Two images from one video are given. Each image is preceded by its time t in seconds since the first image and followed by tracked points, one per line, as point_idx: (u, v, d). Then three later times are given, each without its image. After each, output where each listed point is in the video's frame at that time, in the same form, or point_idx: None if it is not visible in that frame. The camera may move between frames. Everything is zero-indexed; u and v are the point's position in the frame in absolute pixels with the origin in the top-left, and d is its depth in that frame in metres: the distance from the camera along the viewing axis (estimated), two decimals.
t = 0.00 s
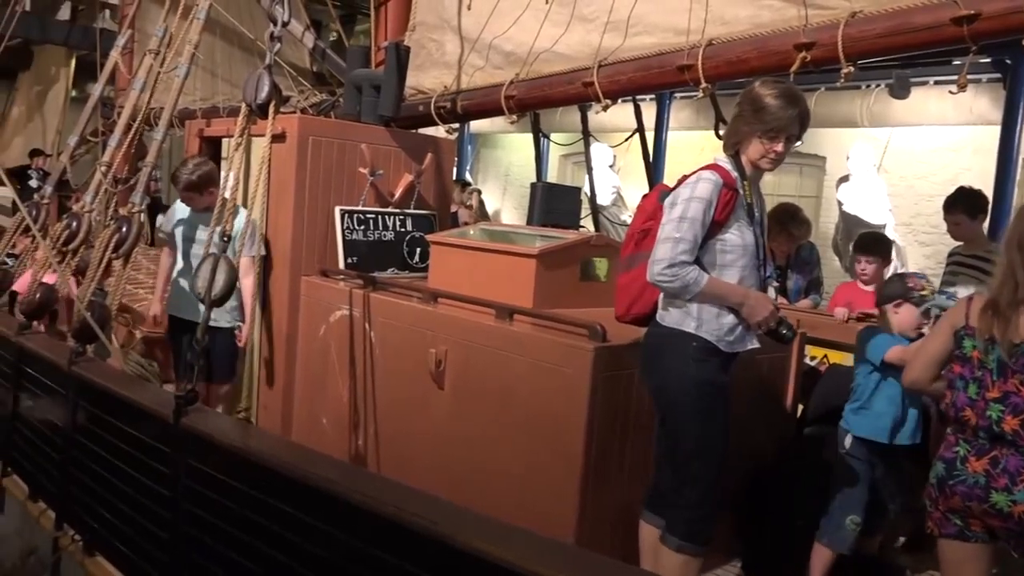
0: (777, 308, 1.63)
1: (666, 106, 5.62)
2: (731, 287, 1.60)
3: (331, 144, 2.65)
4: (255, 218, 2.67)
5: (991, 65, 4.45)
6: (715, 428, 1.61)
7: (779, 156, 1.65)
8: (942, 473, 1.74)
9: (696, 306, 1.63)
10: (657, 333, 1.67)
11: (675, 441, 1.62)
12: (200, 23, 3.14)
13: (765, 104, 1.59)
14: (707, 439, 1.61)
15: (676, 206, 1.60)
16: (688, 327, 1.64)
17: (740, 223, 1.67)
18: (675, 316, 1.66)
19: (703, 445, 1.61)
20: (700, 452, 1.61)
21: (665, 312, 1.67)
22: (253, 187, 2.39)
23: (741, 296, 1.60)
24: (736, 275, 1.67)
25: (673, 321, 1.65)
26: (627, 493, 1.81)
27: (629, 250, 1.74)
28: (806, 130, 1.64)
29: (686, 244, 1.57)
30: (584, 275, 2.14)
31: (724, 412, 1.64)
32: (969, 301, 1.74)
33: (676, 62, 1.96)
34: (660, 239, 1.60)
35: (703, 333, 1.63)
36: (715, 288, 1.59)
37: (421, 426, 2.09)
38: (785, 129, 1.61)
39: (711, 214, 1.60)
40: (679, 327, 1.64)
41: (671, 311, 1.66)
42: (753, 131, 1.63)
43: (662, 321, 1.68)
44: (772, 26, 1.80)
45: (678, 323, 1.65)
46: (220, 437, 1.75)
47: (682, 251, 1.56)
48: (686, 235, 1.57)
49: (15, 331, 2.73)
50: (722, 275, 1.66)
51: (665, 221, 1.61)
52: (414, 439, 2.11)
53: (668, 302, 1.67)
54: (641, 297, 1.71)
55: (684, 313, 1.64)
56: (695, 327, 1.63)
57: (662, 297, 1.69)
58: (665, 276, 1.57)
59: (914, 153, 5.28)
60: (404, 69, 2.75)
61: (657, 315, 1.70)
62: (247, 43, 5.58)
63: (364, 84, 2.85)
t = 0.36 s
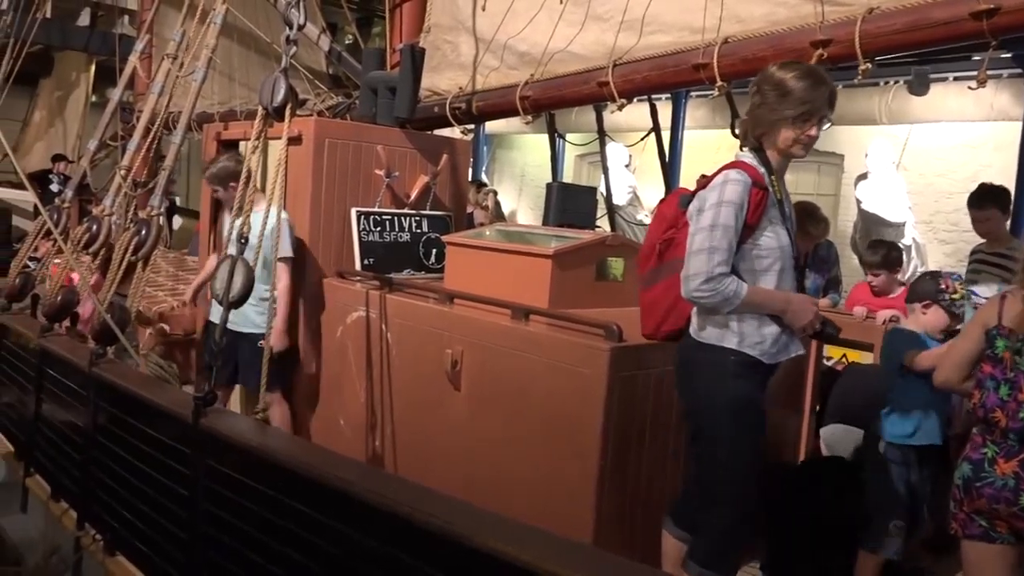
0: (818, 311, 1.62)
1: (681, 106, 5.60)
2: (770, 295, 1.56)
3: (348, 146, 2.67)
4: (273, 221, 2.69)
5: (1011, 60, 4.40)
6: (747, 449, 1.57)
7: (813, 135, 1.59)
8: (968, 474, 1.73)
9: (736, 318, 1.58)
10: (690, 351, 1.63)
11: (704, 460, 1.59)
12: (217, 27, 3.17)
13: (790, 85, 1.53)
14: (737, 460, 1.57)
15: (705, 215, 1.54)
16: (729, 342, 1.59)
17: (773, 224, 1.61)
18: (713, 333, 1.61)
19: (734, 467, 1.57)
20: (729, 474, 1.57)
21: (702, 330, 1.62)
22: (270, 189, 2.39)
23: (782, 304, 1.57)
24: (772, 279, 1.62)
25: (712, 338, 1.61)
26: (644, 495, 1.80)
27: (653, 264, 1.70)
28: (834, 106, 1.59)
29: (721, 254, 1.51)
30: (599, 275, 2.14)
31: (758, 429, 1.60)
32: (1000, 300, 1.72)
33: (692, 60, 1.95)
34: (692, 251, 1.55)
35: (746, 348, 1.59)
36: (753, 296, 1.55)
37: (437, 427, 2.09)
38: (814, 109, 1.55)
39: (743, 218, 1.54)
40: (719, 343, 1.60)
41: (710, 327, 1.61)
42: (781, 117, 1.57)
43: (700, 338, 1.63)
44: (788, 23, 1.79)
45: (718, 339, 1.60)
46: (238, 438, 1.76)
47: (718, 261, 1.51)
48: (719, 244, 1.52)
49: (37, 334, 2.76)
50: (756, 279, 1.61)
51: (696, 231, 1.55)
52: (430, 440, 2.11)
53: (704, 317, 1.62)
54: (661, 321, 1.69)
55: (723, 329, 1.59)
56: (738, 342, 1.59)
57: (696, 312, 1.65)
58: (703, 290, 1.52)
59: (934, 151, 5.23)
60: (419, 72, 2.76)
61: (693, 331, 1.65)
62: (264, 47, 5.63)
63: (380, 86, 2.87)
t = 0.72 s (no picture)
0: (854, 323, 1.42)
1: (700, 109, 5.58)
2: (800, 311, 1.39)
3: (366, 149, 2.68)
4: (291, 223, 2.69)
5: None
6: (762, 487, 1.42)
7: (866, 122, 1.41)
8: (986, 484, 1.71)
9: (757, 329, 1.44)
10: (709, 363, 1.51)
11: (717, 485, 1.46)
12: (238, 30, 3.19)
13: (833, 71, 1.36)
14: (751, 489, 1.42)
15: (725, 214, 1.40)
16: (748, 357, 1.44)
17: (810, 228, 1.44)
18: (731, 347, 1.47)
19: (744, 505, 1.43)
20: (741, 506, 1.42)
21: (719, 342, 1.49)
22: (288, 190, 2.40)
23: (808, 314, 1.40)
24: (804, 289, 1.45)
25: (731, 351, 1.46)
26: (659, 501, 1.79)
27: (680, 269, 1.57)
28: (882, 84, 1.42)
29: (739, 258, 1.37)
30: (616, 279, 2.13)
31: (784, 456, 1.43)
32: None
33: (710, 64, 1.94)
34: (709, 253, 1.41)
35: (766, 365, 1.43)
36: (776, 306, 1.39)
37: (453, 430, 2.08)
38: (867, 89, 1.38)
39: (767, 219, 1.39)
40: (735, 358, 1.45)
41: (729, 339, 1.47)
42: (830, 106, 1.39)
43: (720, 350, 1.48)
44: (808, 27, 1.78)
45: (737, 353, 1.45)
46: (255, 439, 1.76)
47: (735, 266, 1.37)
48: (737, 248, 1.38)
49: (59, 334, 2.79)
50: (787, 289, 1.45)
51: (714, 233, 1.42)
52: (445, 443, 2.11)
53: (724, 327, 1.48)
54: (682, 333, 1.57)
55: (742, 342, 1.45)
56: (758, 355, 1.43)
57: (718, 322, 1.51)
58: (718, 297, 1.39)
59: (954, 156, 5.19)
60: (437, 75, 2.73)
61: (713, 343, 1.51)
62: (285, 50, 5.67)
63: (398, 89, 2.89)
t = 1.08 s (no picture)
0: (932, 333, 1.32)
1: (722, 112, 5.54)
2: (878, 320, 1.30)
3: (387, 150, 2.69)
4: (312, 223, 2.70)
5: None
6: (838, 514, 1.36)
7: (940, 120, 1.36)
8: (1013, 494, 1.69)
9: (825, 343, 1.36)
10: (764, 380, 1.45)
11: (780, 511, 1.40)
12: (262, 32, 3.21)
13: (913, 67, 1.29)
14: (828, 511, 1.36)
15: (798, 218, 1.32)
16: (818, 374, 1.36)
17: (880, 232, 1.36)
18: (799, 363, 1.37)
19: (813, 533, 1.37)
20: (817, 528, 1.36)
21: (785, 358, 1.40)
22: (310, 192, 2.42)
23: (884, 325, 1.31)
24: (876, 297, 1.37)
25: (797, 367, 1.37)
26: (680, 505, 1.78)
27: (735, 280, 1.45)
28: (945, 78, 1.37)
29: (817, 264, 1.29)
30: (637, 282, 2.13)
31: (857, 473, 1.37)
32: None
33: (734, 66, 1.93)
34: (782, 260, 1.32)
35: (837, 381, 1.34)
36: (854, 316, 1.30)
37: (473, 432, 2.08)
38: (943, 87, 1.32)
39: (843, 222, 1.31)
40: (804, 375, 1.36)
41: (795, 354, 1.38)
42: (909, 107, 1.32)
43: (784, 367, 1.40)
44: (832, 29, 1.77)
45: (804, 370, 1.37)
46: (276, 439, 1.78)
47: (813, 273, 1.28)
48: (814, 254, 1.29)
49: (84, 333, 2.83)
50: (859, 298, 1.36)
51: (786, 238, 1.33)
52: (465, 445, 2.12)
53: (788, 342, 1.40)
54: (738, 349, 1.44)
55: (811, 358, 1.36)
56: (829, 372, 1.35)
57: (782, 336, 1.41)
58: (795, 306, 1.30)
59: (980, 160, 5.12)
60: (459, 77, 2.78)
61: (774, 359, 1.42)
62: (308, 53, 5.71)
63: (420, 92, 2.92)
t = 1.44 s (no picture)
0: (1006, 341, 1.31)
1: (731, 115, 5.52)
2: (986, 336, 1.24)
3: (396, 153, 2.70)
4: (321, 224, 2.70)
5: None
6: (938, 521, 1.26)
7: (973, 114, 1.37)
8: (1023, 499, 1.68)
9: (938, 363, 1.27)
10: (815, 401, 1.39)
11: (874, 537, 1.30)
12: (272, 35, 3.22)
13: (995, 66, 1.26)
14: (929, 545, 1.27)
15: (932, 224, 1.19)
16: (936, 395, 1.27)
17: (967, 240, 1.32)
18: (914, 386, 1.26)
19: (915, 547, 1.27)
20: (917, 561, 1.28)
21: (896, 381, 1.27)
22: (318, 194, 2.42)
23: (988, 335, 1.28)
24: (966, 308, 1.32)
25: (913, 391, 1.26)
26: (687, 511, 1.77)
27: (812, 290, 1.33)
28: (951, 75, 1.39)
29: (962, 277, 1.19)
30: (645, 285, 2.13)
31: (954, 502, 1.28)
32: None
33: (743, 69, 1.93)
34: (918, 273, 1.20)
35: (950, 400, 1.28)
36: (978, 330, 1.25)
37: (481, 435, 2.08)
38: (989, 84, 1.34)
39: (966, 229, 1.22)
40: (922, 399, 1.26)
41: (906, 376, 1.26)
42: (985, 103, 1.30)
43: (893, 392, 1.27)
44: (842, 31, 1.76)
45: (922, 393, 1.26)
46: (284, 440, 1.78)
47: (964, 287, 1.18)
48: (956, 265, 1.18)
49: (94, 334, 2.85)
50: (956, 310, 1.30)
51: (919, 249, 1.20)
52: (473, 446, 2.11)
53: (892, 363, 1.27)
54: (825, 367, 1.32)
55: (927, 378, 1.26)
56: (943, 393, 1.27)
57: (877, 353, 1.29)
58: (945, 325, 1.19)
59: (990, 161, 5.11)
60: (468, 79, 2.82)
61: (873, 383, 1.29)
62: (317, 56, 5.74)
63: (429, 94, 2.93)
